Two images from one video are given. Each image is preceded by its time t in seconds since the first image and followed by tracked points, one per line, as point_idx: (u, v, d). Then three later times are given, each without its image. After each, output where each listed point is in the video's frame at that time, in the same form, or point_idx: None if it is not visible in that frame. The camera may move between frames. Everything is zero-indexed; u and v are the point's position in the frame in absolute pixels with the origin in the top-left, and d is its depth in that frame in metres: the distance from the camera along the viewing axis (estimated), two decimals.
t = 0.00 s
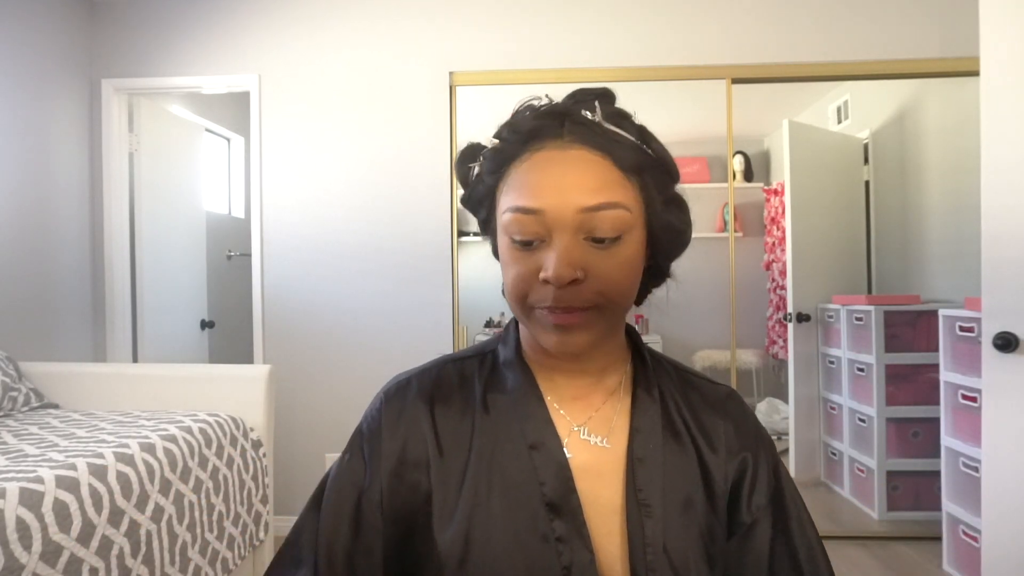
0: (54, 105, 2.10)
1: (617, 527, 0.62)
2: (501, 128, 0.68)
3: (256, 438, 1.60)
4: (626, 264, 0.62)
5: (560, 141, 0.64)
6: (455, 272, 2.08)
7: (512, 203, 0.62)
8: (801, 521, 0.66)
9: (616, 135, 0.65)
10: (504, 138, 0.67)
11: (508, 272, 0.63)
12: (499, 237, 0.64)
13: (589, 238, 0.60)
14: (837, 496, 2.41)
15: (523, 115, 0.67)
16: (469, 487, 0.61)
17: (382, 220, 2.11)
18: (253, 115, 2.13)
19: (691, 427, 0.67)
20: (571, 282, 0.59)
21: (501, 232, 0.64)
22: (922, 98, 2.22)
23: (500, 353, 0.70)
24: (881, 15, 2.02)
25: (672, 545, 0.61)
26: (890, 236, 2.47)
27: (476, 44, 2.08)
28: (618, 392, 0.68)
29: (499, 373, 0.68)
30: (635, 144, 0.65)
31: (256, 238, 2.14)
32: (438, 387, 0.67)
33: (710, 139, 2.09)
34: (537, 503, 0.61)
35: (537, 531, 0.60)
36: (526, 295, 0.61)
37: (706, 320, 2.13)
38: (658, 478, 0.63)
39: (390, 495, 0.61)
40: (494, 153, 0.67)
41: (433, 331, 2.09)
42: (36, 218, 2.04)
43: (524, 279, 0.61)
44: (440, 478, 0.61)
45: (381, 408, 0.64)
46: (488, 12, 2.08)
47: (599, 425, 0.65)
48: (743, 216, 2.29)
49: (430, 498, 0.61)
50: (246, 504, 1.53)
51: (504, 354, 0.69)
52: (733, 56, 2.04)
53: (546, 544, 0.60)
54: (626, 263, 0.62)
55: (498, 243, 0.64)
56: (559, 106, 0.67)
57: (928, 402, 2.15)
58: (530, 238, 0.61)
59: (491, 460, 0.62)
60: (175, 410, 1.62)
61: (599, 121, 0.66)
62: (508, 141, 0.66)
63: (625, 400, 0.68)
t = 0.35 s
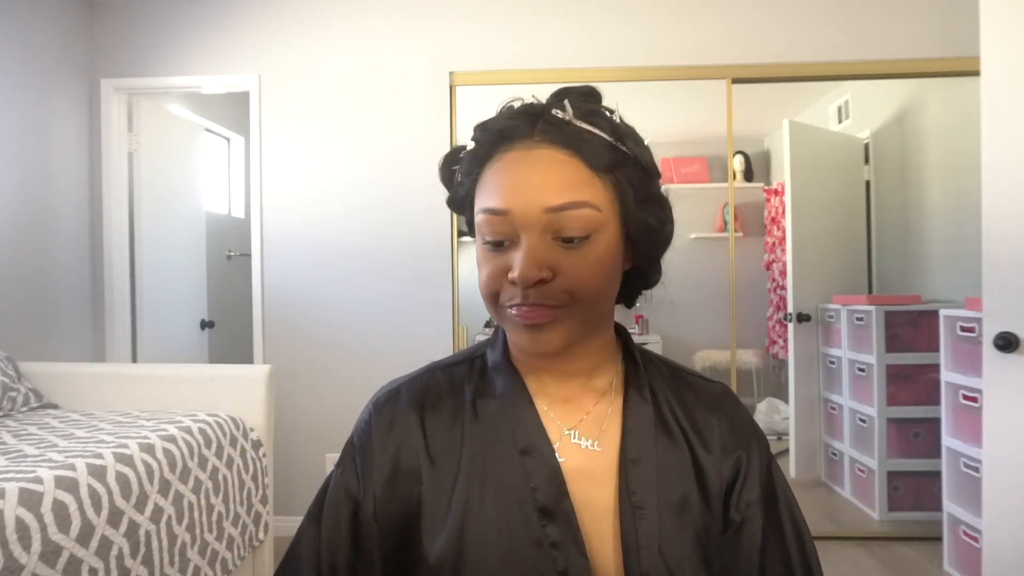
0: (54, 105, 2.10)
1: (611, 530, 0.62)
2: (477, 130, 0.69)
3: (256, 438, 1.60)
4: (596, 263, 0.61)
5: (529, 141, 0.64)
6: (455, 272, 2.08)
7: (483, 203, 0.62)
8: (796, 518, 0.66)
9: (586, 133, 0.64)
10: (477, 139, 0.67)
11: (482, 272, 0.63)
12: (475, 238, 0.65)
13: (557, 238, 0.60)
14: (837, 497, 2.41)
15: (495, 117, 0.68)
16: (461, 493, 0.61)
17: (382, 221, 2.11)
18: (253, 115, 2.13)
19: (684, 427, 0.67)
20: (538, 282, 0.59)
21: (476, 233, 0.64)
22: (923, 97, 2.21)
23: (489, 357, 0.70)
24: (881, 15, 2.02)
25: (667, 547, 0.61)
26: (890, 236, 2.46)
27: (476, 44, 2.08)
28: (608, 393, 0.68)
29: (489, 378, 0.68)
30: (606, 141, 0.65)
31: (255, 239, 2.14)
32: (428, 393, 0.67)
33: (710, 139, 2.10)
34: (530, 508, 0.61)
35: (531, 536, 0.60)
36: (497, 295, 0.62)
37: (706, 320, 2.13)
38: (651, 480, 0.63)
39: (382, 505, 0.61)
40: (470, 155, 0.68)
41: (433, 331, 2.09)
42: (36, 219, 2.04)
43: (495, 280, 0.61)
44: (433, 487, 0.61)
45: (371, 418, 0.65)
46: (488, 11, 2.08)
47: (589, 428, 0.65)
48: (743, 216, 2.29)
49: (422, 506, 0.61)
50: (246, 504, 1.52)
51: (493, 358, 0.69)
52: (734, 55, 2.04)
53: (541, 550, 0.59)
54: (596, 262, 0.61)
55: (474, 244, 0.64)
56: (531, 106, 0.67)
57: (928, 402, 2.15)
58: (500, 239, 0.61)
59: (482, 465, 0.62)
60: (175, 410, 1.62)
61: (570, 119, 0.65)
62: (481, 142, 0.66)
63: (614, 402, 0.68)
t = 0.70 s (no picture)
0: (54, 105, 2.10)
1: (592, 533, 0.63)
2: (470, 124, 0.69)
3: (256, 438, 1.60)
4: (582, 273, 0.62)
5: (526, 143, 0.64)
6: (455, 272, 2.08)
7: (471, 203, 0.62)
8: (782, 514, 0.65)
9: (583, 139, 0.64)
10: (472, 134, 0.67)
11: (466, 274, 0.63)
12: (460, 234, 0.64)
13: (546, 245, 0.60)
14: (837, 496, 2.41)
15: (492, 114, 0.67)
16: (444, 498, 0.62)
17: (382, 221, 2.11)
18: (252, 115, 2.13)
19: (668, 427, 0.67)
20: (524, 289, 0.59)
21: (461, 232, 0.64)
22: (922, 97, 2.21)
23: (471, 361, 0.71)
24: (881, 15, 2.02)
25: (649, 550, 0.61)
26: (890, 235, 2.47)
27: (475, 44, 2.08)
28: (591, 394, 0.69)
29: (471, 383, 0.69)
30: (604, 149, 0.65)
31: (255, 239, 2.14)
32: (411, 401, 0.67)
33: (710, 139, 2.10)
34: (511, 512, 0.62)
35: (514, 541, 0.61)
36: (481, 298, 0.62)
37: (706, 320, 2.13)
38: (632, 481, 0.63)
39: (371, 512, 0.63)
40: (461, 150, 0.67)
41: (433, 331, 2.09)
42: (36, 219, 2.05)
43: (481, 282, 0.61)
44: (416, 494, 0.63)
45: (358, 427, 0.66)
46: (488, 12, 2.08)
47: (570, 431, 0.66)
48: (743, 216, 2.32)
49: (410, 511, 0.63)
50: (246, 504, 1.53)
51: (475, 363, 0.70)
52: (734, 55, 2.04)
53: (523, 554, 0.61)
54: (583, 272, 0.62)
55: (459, 241, 0.64)
56: (529, 106, 0.67)
57: (929, 402, 2.15)
58: (487, 241, 0.61)
59: (464, 469, 0.63)
60: (175, 410, 1.62)
61: (569, 123, 0.66)
62: (475, 138, 0.66)
63: (597, 404, 0.68)
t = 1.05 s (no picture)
0: (54, 105, 2.10)
1: (582, 532, 0.63)
2: (460, 124, 0.69)
3: (256, 438, 1.60)
4: (578, 270, 0.62)
5: (517, 140, 0.63)
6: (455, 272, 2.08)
7: (465, 202, 0.61)
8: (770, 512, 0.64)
9: (573, 135, 0.65)
10: (462, 133, 0.67)
11: (461, 274, 0.63)
12: (454, 234, 0.64)
13: (542, 241, 0.60)
14: (837, 496, 2.41)
15: (481, 113, 0.67)
16: (433, 498, 0.62)
17: (382, 221, 2.11)
18: (252, 115, 2.13)
19: (657, 425, 0.66)
20: (522, 285, 0.59)
21: (454, 232, 0.63)
22: (922, 99, 2.22)
23: (462, 361, 0.71)
24: (881, 15, 2.02)
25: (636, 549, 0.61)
26: (891, 236, 2.46)
27: (475, 44, 2.08)
28: (580, 393, 0.68)
29: (462, 382, 0.69)
30: (594, 146, 0.65)
31: (255, 239, 2.14)
32: (402, 401, 0.68)
33: (710, 139, 2.10)
34: (501, 511, 0.62)
35: (504, 540, 0.61)
36: (478, 296, 0.61)
37: (706, 320, 2.13)
38: (620, 480, 0.63)
39: (364, 510, 0.63)
40: (451, 151, 0.67)
41: (433, 331, 2.09)
42: (36, 219, 2.05)
43: (477, 281, 0.61)
44: (405, 494, 0.63)
45: (349, 428, 0.66)
46: (488, 12, 2.08)
47: (560, 430, 0.66)
48: (743, 216, 2.32)
49: (400, 511, 0.63)
50: (246, 504, 1.52)
51: (465, 362, 0.70)
52: (734, 55, 2.04)
53: (514, 552, 0.61)
54: (578, 269, 0.62)
55: (453, 241, 0.64)
56: (517, 105, 0.67)
57: (928, 402, 2.15)
58: (483, 240, 0.61)
59: (453, 470, 0.64)
60: (175, 410, 1.62)
61: (558, 120, 0.66)
62: (466, 138, 0.66)
63: (587, 402, 0.68)
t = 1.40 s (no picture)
0: (55, 105, 2.10)
1: (578, 533, 0.63)
2: (458, 122, 0.69)
3: (256, 438, 1.60)
4: (579, 264, 0.62)
5: (517, 135, 0.63)
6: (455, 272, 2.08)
7: (466, 198, 0.62)
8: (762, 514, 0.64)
9: (572, 129, 0.65)
10: (461, 130, 0.67)
11: (463, 269, 0.63)
12: (454, 230, 0.64)
13: (544, 235, 0.60)
14: (837, 496, 2.41)
15: (479, 109, 0.67)
16: (427, 498, 0.63)
17: (382, 221, 2.11)
18: (253, 115, 2.13)
19: (653, 426, 0.66)
20: (525, 279, 0.59)
21: (454, 228, 0.63)
22: (921, 98, 2.21)
23: (458, 361, 0.71)
24: (881, 15, 2.02)
25: (630, 549, 0.62)
26: (891, 236, 2.46)
27: (475, 44, 2.08)
28: (576, 393, 0.68)
29: (457, 383, 0.69)
30: (592, 141, 0.66)
31: (255, 238, 2.14)
32: (397, 401, 0.68)
33: (710, 139, 2.10)
34: (496, 512, 0.62)
35: (499, 541, 0.62)
36: (481, 291, 0.61)
37: (706, 320, 2.13)
38: (614, 479, 0.63)
39: (360, 511, 0.64)
40: (450, 148, 0.67)
41: (433, 331, 2.09)
42: (36, 219, 2.04)
43: (479, 276, 0.61)
44: (400, 495, 0.63)
45: (344, 429, 0.66)
46: (488, 12, 2.08)
47: (557, 429, 0.66)
48: (743, 216, 2.31)
49: (395, 510, 0.63)
50: (246, 504, 1.52)
51: (461, 362, 0.70)
52: (734, 56, 2.04)
53: (509, 553, 0.61)
54: (579, 263, 0.62)
55: (453, 236, 0.64)
56: (515, 100, 0.67)
57: (928, 402, 2.15)
58: (485, 234, 0.61)
59: (448, 470, 0.64)
60: (175, 410, 1.62)
61: (557, 116, 0.66)
62: (465, 134, 0.66)
63: (583, 402, 0.68)
